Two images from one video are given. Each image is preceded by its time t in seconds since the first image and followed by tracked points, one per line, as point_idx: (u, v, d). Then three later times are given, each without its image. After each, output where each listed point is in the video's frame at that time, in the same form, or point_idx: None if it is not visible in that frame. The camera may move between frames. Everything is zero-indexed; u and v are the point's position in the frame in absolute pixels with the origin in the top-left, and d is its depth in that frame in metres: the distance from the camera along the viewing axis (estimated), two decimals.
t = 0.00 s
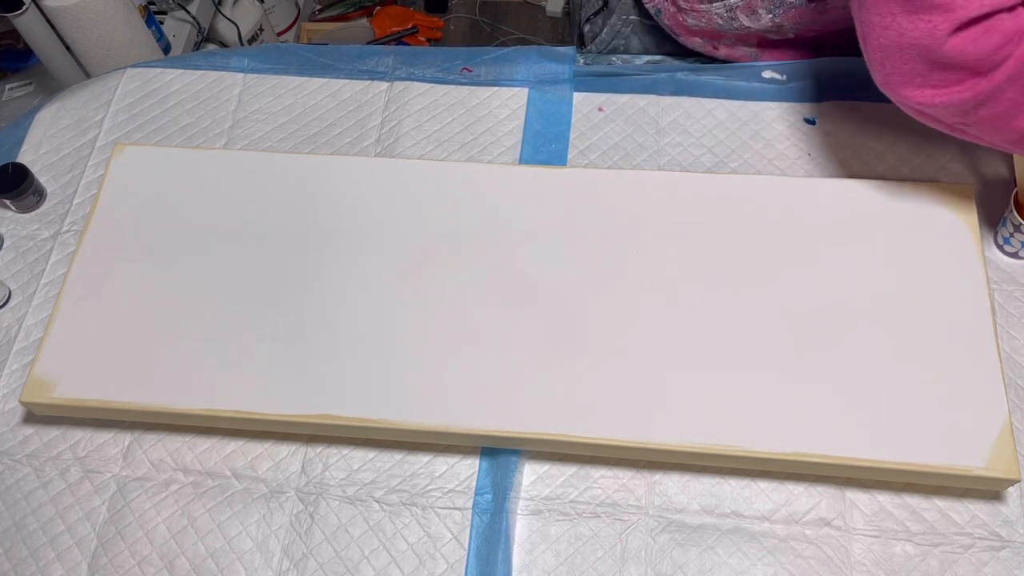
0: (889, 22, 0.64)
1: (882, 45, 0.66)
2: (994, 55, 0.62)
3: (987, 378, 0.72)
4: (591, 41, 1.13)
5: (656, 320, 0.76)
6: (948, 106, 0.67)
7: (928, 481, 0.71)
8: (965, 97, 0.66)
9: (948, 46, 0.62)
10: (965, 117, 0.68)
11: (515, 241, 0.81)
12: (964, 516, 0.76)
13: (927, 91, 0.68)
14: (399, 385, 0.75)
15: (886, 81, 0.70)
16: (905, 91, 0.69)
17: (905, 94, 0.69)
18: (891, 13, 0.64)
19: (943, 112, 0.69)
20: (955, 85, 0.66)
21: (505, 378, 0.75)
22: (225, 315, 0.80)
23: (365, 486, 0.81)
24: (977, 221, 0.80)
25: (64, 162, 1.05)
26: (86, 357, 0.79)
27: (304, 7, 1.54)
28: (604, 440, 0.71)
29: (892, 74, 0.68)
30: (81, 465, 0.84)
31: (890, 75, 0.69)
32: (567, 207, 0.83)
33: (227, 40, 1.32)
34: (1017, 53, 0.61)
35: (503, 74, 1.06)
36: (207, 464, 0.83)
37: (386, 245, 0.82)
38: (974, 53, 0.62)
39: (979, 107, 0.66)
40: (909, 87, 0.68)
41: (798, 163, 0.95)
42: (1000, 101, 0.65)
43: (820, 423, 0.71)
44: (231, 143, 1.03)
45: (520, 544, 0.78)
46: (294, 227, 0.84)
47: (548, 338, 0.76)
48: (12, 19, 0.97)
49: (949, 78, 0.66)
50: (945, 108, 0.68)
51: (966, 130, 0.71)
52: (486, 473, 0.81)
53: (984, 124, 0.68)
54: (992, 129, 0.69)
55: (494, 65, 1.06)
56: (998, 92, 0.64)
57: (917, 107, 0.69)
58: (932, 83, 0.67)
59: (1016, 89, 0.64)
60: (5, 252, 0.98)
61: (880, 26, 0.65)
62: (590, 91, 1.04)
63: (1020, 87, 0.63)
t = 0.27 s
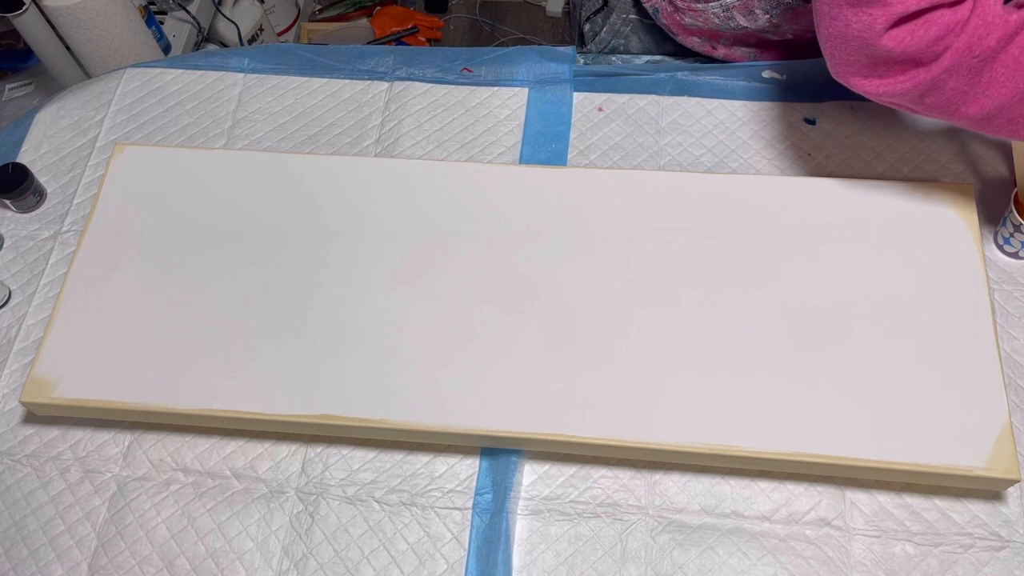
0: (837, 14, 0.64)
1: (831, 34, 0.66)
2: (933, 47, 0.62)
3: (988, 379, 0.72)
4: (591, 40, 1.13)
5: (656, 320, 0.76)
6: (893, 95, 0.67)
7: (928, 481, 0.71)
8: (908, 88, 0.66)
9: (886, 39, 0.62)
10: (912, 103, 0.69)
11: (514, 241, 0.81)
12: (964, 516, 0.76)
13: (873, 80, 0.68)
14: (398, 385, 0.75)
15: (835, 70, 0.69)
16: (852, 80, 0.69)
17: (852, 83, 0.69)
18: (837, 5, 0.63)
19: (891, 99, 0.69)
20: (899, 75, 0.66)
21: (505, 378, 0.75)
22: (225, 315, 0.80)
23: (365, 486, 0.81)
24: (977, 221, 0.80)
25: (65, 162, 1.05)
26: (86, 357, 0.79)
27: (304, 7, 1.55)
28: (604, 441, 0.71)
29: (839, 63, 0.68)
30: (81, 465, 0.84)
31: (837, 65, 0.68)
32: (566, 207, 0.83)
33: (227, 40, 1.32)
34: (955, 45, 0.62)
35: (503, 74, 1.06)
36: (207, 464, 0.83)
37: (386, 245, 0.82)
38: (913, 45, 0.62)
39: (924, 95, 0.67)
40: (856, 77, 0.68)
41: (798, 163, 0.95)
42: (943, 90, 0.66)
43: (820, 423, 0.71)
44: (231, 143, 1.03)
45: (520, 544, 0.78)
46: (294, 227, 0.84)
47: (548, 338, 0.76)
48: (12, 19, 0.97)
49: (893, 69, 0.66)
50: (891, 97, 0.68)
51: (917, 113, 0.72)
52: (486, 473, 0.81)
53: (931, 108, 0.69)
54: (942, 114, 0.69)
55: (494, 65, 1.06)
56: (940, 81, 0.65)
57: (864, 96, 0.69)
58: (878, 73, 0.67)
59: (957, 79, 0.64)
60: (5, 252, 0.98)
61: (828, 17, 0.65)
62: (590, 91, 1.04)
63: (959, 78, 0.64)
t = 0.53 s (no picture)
0: (841, 15, 0.64)
1: (835, 37, 0.66)
2: (937, 47, 0.62)
3: (988, 379, 0.72)
4: (590, 39, 1.12)
5: (656, 320, 0.76)
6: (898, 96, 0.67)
7: (929, 481, 0.71)
8: (913, 89, 0.66)
9: (891, 40, 0.62)
10: (916, 104, 0.69)
11: (514, 241, 0.81)
12: (964, 516, 0.76)
13: (877, 82, 0.68)
14: (399, 385, 0.75)
15: (839, 73, 0.69)
16: (856, 82, 0.69)
17: (856, 85, 0.69)
18: (841, 6, 0.63)
19: (895, 101, 0.69)
20: (904, 75, 0.66)
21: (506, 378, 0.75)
22: (225, 314, 0.80)
23: (365, 486, 0.81)
24: (977, 221, 0.80)
25: (64, 162, 1.05)
26: (86, 358, 0.79)
27: (304, 7, 1.55)
28: (604, 440, 0.71)
29: (843, 66, 0.68)
30: (81, 465, 0.84)
31: (840, 68, 0.68)
32: (567, 207, 0.83)
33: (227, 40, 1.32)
34: (959, 45, 0.62)
35: (503, 75, 1.06)
36: (207, 464, 0.83)
37: (386, 245, 0.82)
38: (918, 46, 0.62)
39: (929, 96, 0.66)
40: (859, 78, 0.68)
41: (798, 163, 0.95)
42: (948, 91, 0.65)
43: (820, 423, 0.71)
44: (231, 143, 1.03)
45: (520, 544, 0.78)
46: (294, 227, 0.84)
47: (548, 338, 0.76)
48: (12, 19, 0.97)
49: (898, 70, 0.66)
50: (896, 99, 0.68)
51: (922, 115, 0.71)
52: (486, 473, 0.81)
53: (935, 110, 0.69)
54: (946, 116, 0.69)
55: (494, 65, 1.06)
56: (945, 81, 0.64)
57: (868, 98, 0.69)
58: (881, 74, 0.67)
59: (962, 79, 0.64)
60: (5, 252, 0.98)
61: (832, 18, 0.65)
62: (590, 91, 1.04)
63: (964, 77, 0.64)
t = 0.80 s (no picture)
0: (850, 16, 0.64)
1: (842, 37, 0.66)
2: (944, 51, 0.62)
3: (988, 379, 0.72)
4: (591, 42, 1.13)
5: (656, 320, 0.76)
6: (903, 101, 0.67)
7: (929, 481, 0.71)
8: (917, 93, 0.65)
9: (898, 42, 0.62)
10: (921, 110, 0.68)
11: (514, 241, 0.81)
12: (964, 516, 0.76)
13: (883, 84, 0.67)
14: (399, 385, 0.75)
15: (845, 74, 0.69)
16: (862, 84, 0.69)
17: (862, 87, 0.69)
18: (850, 8, 0.63)
19: (901, 106, 0.69)
20: (908, 79, 0.66)
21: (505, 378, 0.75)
22: (225, 315, 0.80)
23: (365, 486, 0.81)
24: (977, 221, 0.80)
25: (64, 162, 1.05)
26: (86, 358, 0.79)
27: (304, 7, 1.55)
28: (604, 440, 0.71)
29: (850, 67, 0.68)
30: (81, 465, 0.84)
31: (847, 69, 0.68)
32: (566, 207, 0.83)
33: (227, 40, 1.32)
34: (966, 49, 0.62)
35: (503, 74, 1.06)
36: (207, 464, 0.83)
37: (387, 245, 0.82)
38: (924, 48, 0.62)
39: (933, 102, 0.66)
40: (865, 80, 0.68)
41: (798, 163, 0.95)
42: (953, 96, 0.65)
43: (820, 423, 0.71)
44: (231, 143, 1.03)
45: (520, 544, 0.78)
46: (294, 227, 0.84)
47: (548, 338, 0.76)
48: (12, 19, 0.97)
49: (904, 75, 0.66)
50: (900, 103, 0.68)
51: (926, 121, 0.71)
52: (486, 473, 0.81)
53: (938, 116, 0.68)
54: (951, 123, 0.69)
55: (494, 65, 1.06)
56: (950, 87, 0.64)
57: (873, 101, 0.69)
58: (887, 77, 0.67)
59: (968, 86, 0.64)
60: (5, 252, 0.98)
61: (840, 19, 0.65)
62: (590, 91, 1.04)
63: (970, 83, 0.64)
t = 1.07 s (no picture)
0: None
1: (800, 15, 0.67)
2: (896, 26, 0.63)
3: (988, 379, 0.72)
4: (592, 38, 1.13)
5: (656, 320, 0.76)
6: (861, 75, 0.69)
7: (929, 481, 0.71)
8: (873, 68, 0.67)
9: (851, 18, 0.64)
10: (879, 84, 0.70)
11: (514, 241, 0.81)
12: (964, 516, 0.76)
13: (842, 60, 0.69)
14: (399, 385, 0.75)
15: (808, 51, 0.71)
16: (822, 61, 0.70)
17: (823, 63, 0.70)
18: None
19: (861, 82, 0.70)
20: (866, 54, 0.67)
21: (505, 378, 0.75)
22: (226, 314, 0.80)
23: (365, 486, 0.81)
24: (978, 221, 0.80)
25: (64, 162, 1.04)
26: (87, 358, 0.79)
27: (304, 7, 1.55)
28: (604, 440, 0.71)
29: (811, 45, 0.70)
30: (81, 465, 0.84)
31: (808, 46, 0.70)
32: (566, 208, 0.83)
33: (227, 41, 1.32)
34: (918, 23, 0.63)
35: (503, 74, 1.06)
36: (207, 464, 0.83)
37: (387, 245, 0.82)
38: (876, 24, 0.63)
39: (889, 75, 0.68)
40: (825, 57, 0.70)
41: (798, 163, 0.95)
42: (908, 71, 0.66)
43: (820, 422, 0.71)
44: (231, 143, 1.03)
45: (520, 544, 0.78)
46: (294, 227, 0.84)
47: (549, 338, 0.76)
48: (12, 19, 0.97)
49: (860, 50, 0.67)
50: (858, 78, 0.69)
51: (889, 96, 0.73)
52: (486, 473, 0.81)
53: (896, 91, 0.70)
54: (910, 98, 0.70)
55: (494, 65, 1.06)
56: (904, 60, 0.65)
57: (834, 77, 0.71)
58: (845, 53, 0.68)
59: (922, 59, 0.65)
60: (5, 252, 0.98)
61: None
62: (590, 91, 1.04)
63: (923, 57, 0.65)
